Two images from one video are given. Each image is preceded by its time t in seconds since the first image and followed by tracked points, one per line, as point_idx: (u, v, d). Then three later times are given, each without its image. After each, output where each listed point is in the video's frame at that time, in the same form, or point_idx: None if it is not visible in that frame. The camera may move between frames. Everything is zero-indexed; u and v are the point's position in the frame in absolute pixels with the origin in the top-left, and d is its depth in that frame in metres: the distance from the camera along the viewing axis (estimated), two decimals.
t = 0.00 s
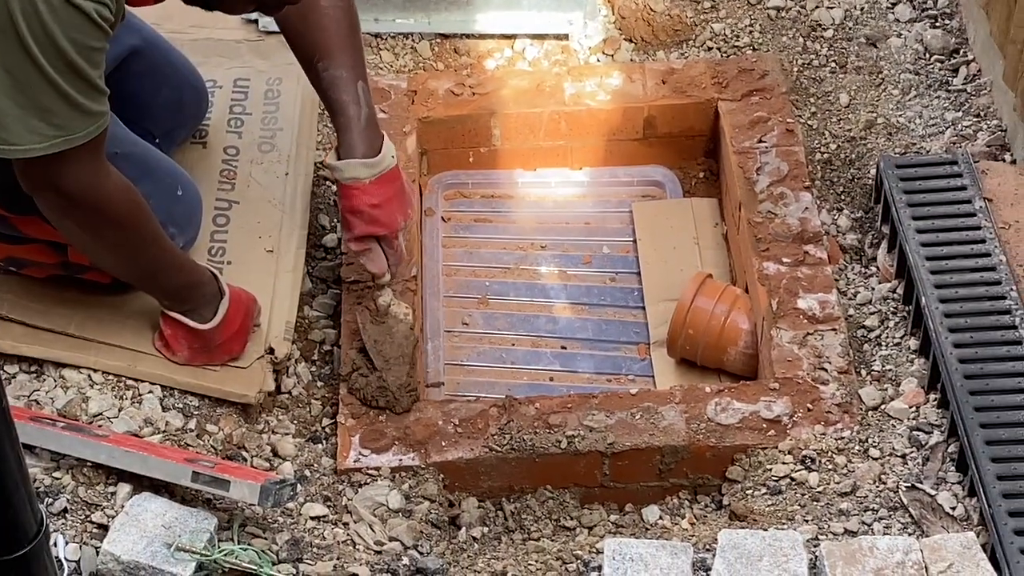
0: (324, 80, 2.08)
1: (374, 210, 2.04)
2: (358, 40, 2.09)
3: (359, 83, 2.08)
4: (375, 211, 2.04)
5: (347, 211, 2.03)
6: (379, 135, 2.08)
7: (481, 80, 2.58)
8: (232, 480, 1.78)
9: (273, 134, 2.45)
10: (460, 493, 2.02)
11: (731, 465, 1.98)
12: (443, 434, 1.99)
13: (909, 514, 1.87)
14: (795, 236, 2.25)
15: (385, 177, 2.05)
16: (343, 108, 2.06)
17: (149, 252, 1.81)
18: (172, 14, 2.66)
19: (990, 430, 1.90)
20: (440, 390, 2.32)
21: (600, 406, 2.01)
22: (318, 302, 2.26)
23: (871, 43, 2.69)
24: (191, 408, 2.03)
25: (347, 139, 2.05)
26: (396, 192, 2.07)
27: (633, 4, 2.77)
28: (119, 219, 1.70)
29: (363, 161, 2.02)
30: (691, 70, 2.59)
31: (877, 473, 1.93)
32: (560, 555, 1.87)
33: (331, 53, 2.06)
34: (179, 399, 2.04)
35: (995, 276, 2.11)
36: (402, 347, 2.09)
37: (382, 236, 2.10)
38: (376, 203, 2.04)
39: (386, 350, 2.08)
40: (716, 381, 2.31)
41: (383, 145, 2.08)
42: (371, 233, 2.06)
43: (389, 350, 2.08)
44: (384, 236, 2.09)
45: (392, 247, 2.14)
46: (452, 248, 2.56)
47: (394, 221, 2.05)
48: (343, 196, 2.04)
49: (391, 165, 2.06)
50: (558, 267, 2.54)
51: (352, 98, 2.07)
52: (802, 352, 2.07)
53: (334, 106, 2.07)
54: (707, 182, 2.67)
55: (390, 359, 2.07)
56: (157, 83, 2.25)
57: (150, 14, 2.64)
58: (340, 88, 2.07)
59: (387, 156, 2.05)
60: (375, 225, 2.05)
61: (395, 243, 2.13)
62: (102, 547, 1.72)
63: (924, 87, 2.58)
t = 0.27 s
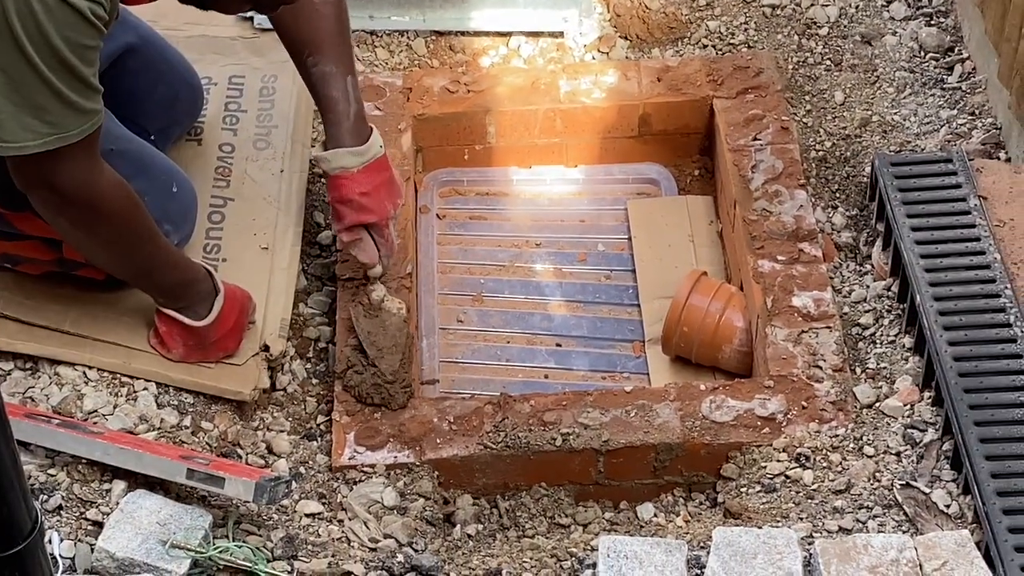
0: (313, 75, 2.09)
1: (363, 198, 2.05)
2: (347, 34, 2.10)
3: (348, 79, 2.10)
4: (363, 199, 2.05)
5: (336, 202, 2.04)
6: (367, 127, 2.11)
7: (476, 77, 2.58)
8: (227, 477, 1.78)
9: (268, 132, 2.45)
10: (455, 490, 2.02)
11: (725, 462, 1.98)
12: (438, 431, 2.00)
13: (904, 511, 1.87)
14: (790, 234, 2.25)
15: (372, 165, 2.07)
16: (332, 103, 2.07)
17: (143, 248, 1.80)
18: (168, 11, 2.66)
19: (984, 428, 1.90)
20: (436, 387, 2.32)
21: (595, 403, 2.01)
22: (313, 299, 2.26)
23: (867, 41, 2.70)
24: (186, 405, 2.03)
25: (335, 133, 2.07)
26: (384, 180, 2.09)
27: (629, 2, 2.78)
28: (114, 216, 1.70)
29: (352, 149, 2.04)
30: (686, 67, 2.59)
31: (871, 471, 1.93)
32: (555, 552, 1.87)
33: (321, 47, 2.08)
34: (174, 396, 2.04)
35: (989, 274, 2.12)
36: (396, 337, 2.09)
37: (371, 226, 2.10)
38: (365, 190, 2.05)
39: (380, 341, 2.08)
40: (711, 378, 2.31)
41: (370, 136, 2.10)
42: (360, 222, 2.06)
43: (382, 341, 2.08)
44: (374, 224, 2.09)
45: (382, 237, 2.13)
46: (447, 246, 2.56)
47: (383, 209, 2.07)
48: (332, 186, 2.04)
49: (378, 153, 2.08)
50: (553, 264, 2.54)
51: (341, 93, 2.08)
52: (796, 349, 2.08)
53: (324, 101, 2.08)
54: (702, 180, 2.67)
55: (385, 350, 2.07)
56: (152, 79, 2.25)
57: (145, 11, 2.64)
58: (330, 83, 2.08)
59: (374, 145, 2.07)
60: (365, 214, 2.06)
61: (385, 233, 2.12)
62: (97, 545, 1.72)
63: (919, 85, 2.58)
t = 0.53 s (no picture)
0: (310, 62, 2.07)
1: (363, 183, 2.05)
2: (344, 20, 2.08)
3: (346, 64, 2.08)
4: (361, 184, 2.05)
5: (335, 187, 2.04)
6: (365, 110, 2.10)
7: (476, 76, 2.58)
8: (228, 474, 1.78)
9: (268, 130, 2.45)
10: (455, 489, 2.02)
11: (725, 461, 1.98)
12: (438, 429, 2.00)
13: (904, 510, 1.87)
14: (790, 233, 2.25)
15: (372, 151, 2.07)
16: (331, 89, 2.05)
17: (144, 246, 1.80)
18: (168, 9, 2.66)
19: (985, 427, 1.90)
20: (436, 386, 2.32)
21: (595, 402, 2.01)
22: (313, 297, 2.26)
23: (867, 40, 2.70)
24: (186, 403, 2.03)
25: (334, 118, 2.06)
26: (383, 166, 2.09)
27: (629, 2, 2.79)
28: (116, 213, 1.70)
29: (351, 136, 2.04)
30: (686, 66, 2.59)
31: (872, 470, 1.93)
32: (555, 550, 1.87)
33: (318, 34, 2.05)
34: (175, 393, 2.04)
35: (990, 273, 2.12)
36: (395, 320, 2.14)
37: (371, 211, 2.10)
38: (363, 176, 2.05)
39: (379, 324, 2.12)
40: (711, 377, 2.31)
41: (368, 120, 2.10)
42: (360, 208, 2.07)
43: (380, 324, 2.13)
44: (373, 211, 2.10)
45: (382, 222, 2.13)
46: (448, 244, 2.56)
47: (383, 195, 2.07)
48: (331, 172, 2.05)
49: (377, 139, 2.08)
50: (554, 263, 2.54)
51: (339, 79, 2.06)
52: (797, 348, 2.08)
53: (322, 87, 2.06)
54: (702, 179, 2.67)
55: (383, 333, 2.12)
56: (153, 77, 2.24)
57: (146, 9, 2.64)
58: (328, 69, 2.06)
59: (372, 131, 2.07)
60: (364, 199, 2.06)
61: (384, 217, 2.13)
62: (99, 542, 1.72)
63: (920, 84, 2.58)
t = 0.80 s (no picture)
0: (313, 52, 2.06)
1: (363, 175, 2.05)
2: (347, 13, 2.07)
3: (347, 55, 2.06)
4: (362, 176, 2.05)
5: (335, 178, 2.04)
6: (366, 103, 2.07)
7: (479, 75, 2.58)
8: (231, 473, 1.78)
9: (272, 129, 2.45)
10: (458, 488, 2.02)
11: (728, 460, 1.98)
12: (441, 428, 2.00)
13: (907, 510, 1.87)
14: (794, 232, 2.25)
15: (371, 142, 2.05)
16: (331, 79, 2.04)
17: (149, 243, 1.80)
18: (172, 8, 2.66)
19: (988, 427, 1.90)
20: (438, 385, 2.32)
21: (598, 401, 2.01)
22: (316, 296, 2.26)
23: (870, 40, 2.69)
24: (189, 402, 2.03)
25: (334, 109, 2.04)
26: (383, 157, 2.08)
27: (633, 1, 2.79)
28: (122, 210, 1.70)
29: (352, 127, 2.02)
30: (689, 65, 2.59)
31: (875, 469, 1.93)
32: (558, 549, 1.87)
33: (320, 25, 2.04)
34: (178, 392, 2.04)
35: (994, 273, 2.12)
36: (397, 308, 2.16)
37: (371, 201, 2.11)
38: (363, 168, 2.04)
39: (381, 312, 2.15)
40: (714, 376, 2.31)
41: (369, 111, 2.07)
42: (360, 199, 2.07)
43: (383, 311, 2.15)
44: (373, 201, 2.11)
45: (382, 213, 2.16)
46: (451, 243, 2.56)
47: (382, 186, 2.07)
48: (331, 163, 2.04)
49: (377, 130, 2.06)
50: (556, 262, 2.54)
51: (340, 69, 2.04)
52: (800, 348, 2.08)
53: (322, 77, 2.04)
54: (705, 178, 2.66)
55: (386, 321, 2.14)
56: (156, 75, 2.25)
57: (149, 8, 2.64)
58: (329, 59, 2.04)
59: (372, 122, 2.04)
60: (364, 190, 2.06)
61: (384, 208, 2.15)
62: (101, 540, 1.72)
63: (923, 84, 2.58)
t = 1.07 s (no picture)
0: (309, 47, 2.07)
1: (360, 160, 2.14)
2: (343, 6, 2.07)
3: (344, 49, 2.09)
4: (359, 161, 2.14)
5: (333, 165, 2.13)
6: (361, 89, 2.14)
7: (483, 74, 2.58)
8: (234, 472, 1.78)
9: (275, 128, 2.45)
10: (461, 487, 2.02)
11: (731, 460, 1.98)
12: (444, 427, 2.00)
13: (911, 509, 1.87)
14: (797, 232, 2.25)
15: (367, 128, 2.15)
16: (330, 75, 2.08)
17: (153, 241, 1.81)
18: (176, 8, 2.66)
19: (992, 426, 1.90)
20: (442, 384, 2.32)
21: (601, 401, 2.01)
22: (320, 295, 2.27)
23: (874, 39, 2.69)
24: (193, 401, 2.03)
25: (332, 101, 2.11)
26: (379, 142, 2.17)
27: None
28: (126, 207, 1.70)
29: (347, 114, 2.10)
30: (693, 65, 2.59)
31: (878, 469, 1.93)
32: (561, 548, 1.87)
33: (316, 21, 2.05)
34: (182, 390, 2.04)
35: (997, 272, 2.11)
36: (398, 292, 2.18)
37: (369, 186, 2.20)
38: (360, 153, 2.14)
39: (382, 296, 2.17)
40: (718, 376, 2.31)
41: (364, 98, 2.15)
42: (357, 183, 2.16)
43: (385, 296, 2.17)
44: (371, 185, 2.19)
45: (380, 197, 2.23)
46: (454, 242, 2.56)
47: (378, 169, 2.16)
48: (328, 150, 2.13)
49: (372, 116, 2.15)
50: (560, 261, 2.54)
51: (338, 64, 2.08)
52: (803, 347, 2.08)
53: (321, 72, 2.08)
54: (709, 178, 2.66)
55: (387, 305, 2.16)
56: (160, 74, 2.25)
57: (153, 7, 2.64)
58: (327, 55, 2.07)
59: (368, 108, 2.13)
60: (361, 175, 2.15)
61: (382, 193, 2.23)
62: (105, 539, 1.73)
63: (927, 83, 2.58)
